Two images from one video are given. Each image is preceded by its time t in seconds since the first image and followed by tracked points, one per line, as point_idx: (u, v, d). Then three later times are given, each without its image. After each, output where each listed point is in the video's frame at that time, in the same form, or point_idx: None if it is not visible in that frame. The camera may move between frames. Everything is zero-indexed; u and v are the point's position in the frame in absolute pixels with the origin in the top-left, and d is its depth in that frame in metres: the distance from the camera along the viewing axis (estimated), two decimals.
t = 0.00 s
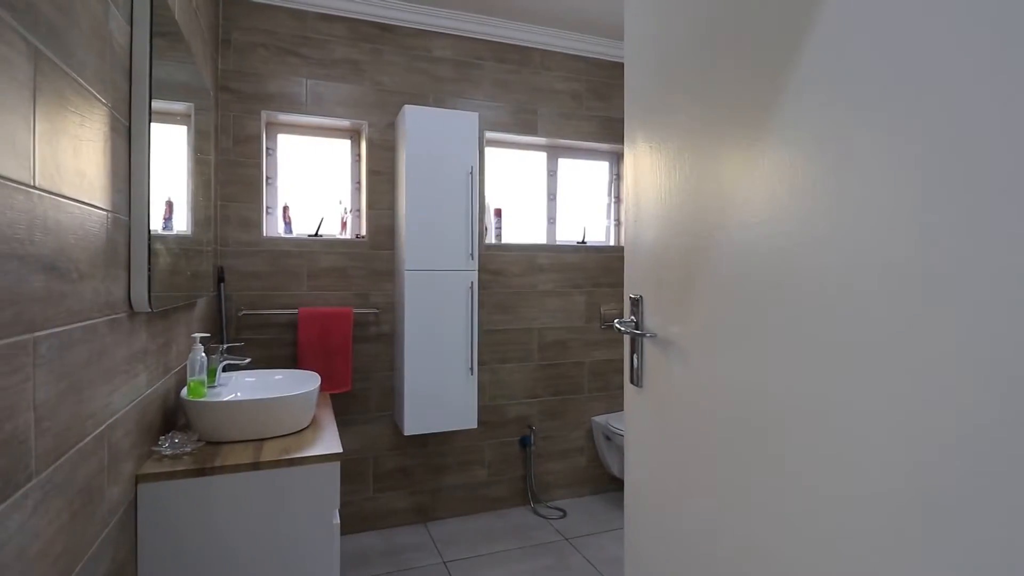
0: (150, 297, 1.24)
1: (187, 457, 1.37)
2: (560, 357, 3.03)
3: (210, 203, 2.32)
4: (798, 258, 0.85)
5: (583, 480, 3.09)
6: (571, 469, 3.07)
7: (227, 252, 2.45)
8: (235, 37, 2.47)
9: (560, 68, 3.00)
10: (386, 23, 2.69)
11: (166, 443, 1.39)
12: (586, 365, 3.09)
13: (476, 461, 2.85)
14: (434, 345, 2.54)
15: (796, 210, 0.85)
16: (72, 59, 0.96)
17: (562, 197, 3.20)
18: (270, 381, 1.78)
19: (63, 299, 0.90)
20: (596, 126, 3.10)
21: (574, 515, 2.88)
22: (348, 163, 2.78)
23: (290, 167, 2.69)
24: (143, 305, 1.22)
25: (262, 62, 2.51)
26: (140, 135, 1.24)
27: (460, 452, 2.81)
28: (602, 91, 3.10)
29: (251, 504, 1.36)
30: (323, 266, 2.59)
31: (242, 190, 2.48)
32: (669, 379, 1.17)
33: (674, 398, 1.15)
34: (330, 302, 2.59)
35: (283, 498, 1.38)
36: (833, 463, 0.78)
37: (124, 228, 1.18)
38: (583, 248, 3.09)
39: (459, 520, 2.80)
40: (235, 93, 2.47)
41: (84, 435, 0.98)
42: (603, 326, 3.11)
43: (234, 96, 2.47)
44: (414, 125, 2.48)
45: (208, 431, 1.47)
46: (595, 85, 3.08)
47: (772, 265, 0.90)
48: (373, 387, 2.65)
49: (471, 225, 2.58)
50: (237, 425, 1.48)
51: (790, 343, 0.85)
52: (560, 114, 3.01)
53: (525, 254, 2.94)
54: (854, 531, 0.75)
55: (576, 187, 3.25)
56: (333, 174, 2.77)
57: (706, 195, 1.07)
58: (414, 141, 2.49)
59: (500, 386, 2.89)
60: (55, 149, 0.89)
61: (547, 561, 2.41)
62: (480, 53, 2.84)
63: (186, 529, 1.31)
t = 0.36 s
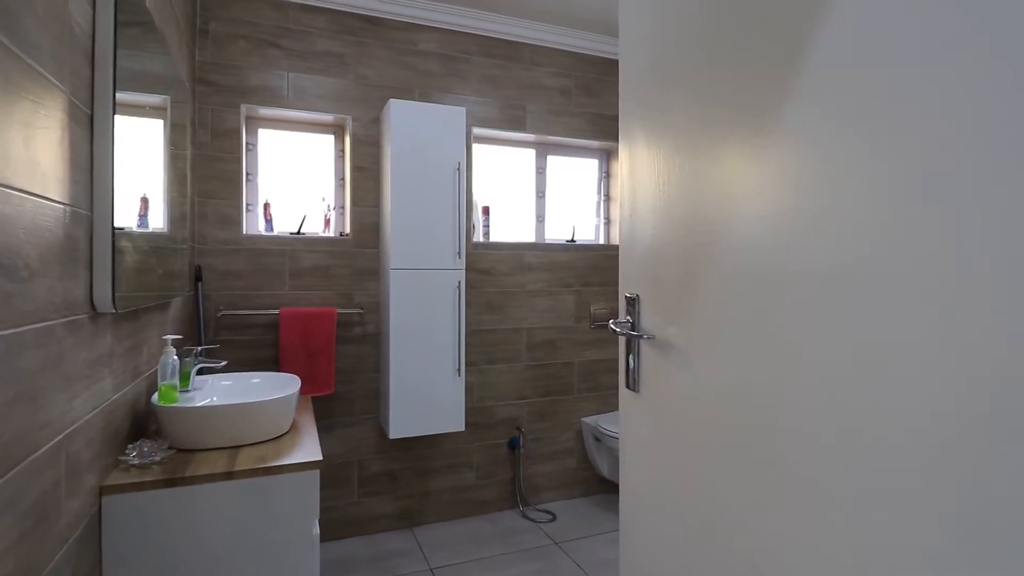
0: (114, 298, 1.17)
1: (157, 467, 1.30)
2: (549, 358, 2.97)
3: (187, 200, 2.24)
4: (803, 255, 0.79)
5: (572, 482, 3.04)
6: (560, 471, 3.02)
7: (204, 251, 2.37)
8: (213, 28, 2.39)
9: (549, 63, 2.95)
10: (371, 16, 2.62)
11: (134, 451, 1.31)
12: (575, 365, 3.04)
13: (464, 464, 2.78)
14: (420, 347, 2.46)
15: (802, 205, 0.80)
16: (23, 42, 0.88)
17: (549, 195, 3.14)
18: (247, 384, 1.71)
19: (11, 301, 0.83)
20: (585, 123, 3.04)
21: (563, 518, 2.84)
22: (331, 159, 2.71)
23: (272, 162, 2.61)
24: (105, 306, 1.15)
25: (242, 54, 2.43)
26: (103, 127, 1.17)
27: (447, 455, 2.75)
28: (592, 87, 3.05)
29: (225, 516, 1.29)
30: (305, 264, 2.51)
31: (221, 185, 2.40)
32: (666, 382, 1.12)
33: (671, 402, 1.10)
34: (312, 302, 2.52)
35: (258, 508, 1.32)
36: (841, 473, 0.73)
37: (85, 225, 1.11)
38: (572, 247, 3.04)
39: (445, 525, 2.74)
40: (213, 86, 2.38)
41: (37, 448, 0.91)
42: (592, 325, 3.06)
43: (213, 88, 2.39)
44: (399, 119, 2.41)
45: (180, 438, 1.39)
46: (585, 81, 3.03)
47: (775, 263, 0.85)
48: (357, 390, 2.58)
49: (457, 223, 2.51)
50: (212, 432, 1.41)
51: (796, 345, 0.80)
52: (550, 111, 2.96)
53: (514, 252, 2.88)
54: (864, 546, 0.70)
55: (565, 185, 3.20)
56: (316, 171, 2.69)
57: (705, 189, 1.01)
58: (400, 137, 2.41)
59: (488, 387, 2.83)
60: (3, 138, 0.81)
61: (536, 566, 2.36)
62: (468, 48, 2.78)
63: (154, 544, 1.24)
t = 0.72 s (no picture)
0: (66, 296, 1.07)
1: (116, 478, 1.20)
2: (539, 358, 2.90)
3: (159, 193, 2.13)
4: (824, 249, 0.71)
5: (562, 485, 2.97)
6: (549, 474, 2.94)
7: (178, 247, 2.26)
8: (188, 13, 2.28)
9: (539, 55, 2.87)
10: (355, 4, 2.52)
11: (91, 462, 1.22)
12: (565, 365, 2.96)
13: (451, 467, 2.70)
14: (406, 347, 2.37)
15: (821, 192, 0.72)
16: None
17: (539, 191, 3.07)
18: (219, 388, 1.62)
19: None
20: (576, 117, 2.97)
21: (553, 522, 2.76)
22: (313, 152, 2.61)
23: (250, 155, 2.51)
24: (55, 306, 1.06)
25: (218, 41, 2.33)
26: (54, 109, 1.07)
27: (434, 458, 2.66)
28: (582, 81, 2.98)
29: (191, 531, 1.19)
30: (285, 261, 2.41)
31: (197, 178, 2.29)
32: (671, 385, 1.04)
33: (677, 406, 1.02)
34: (293, 300, 2.42)
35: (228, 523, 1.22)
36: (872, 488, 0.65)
37: (31, 215, 1.02)
38: (563, 244, 2.96)
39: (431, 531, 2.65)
40: (189, 74, 2.27)
41: None
42: (582, 325, 3.00)
43: (187, 76, 2.28)
44: (384, 110, 2.32)
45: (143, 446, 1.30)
46: (576, 74, 2.96)
47: (792, 260, 0.76)
48: (340, 392, 2.48)
49: (445, 219, 2.43)
50: (179, 439, 1.31)
51: (818, 349, 0.72)
52: (540, 105, 2.88)
53: (502, 249, 2.80)
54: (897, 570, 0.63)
55: (555, 182, 3.12)
56: (297, 164, 2.59)
57: (712, 180, 0.93)
58: (384, 129, 2.32)
59: (476, 388, 2.75)
60: None
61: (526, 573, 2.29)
62: (455, 38, 2.69)
63: (113, 562, 1.14)
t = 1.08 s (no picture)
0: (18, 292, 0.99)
1: (77, 490, 1.11)
2: (533, 358, 2.82)
3: (134, 186, 2.03)
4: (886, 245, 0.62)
5: (556, 488, 2.89)
6: (543, 477, 2.86)
7: (155, 242, 2.15)
8: None
9: (533, 47, 2.79)
10: None
11: (51, 473, 1.12)
12: (559, 365, 2.89)
13: (441, 471, 2.61)
14: (396, 346, 2.28)
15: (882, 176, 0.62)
16: None
17: (531, 187, 2.98)
18: (195, 391, 1.52)
19: None
20: (571, 111, 2.89)
21: (547, 526, 2.69)
22: (298, 145, 2.51)
23: (233, 147, 2.41)
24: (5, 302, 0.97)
25: (198, 27, 2.22)
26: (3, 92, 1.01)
27: (424, 462, 2.57)
28: (577, 74, 2.90)
29: (160, 548, 1.10)
30: (268, 258, 2.31)
31: (175, 170, 2.19)
32: (692, 388, 0.95)
33: (699, 412, 0.93)
34: (276, 299, 2.32)
35: (201, 538, 1.12)
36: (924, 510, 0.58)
37: None
38: (556, 241, 2.88)
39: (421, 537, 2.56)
40: (167, 61, 2.17)
41: None
42: (577, 323, 2.92)
43: (165, 64, 2.17)
44: (373, 100, 2.23)
45: (109, 455, 1.20)
46: (570, 67, 2.88)
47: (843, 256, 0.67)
48: (326, 394, 2.38)
49: (437, 213, 2.34)
50: (148, 447, 1.21)
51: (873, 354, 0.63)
52: (534, 97, 2.80)
53: (495, 246, 2.72)
54: None
55: (548, 177, 3.04)
56: (281, 157, 2.49)
57: (742, 169, 0.83)
58: (373, 119, 2.23)
59: (468, 389, 2.67)
60: None
61: None
62: (446, 28, 2.60)
63: None
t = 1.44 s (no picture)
0: None
1: (42, 505, 1.02)
2: (529, 358, 2.74)
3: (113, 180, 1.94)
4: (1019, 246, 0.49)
5: (552, 493, 2.82)
6: (539, 481, 2.79)
7: (135, 239, 2.06)
8: None
9: (529, 39, 2.72)
10: None
11: (13, 486, 1.03)
12: (557, 366, 2.82)
13: (435, 476, 2.53)
14: (389, 348, 2.20)
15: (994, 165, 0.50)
16: None
17: (527, 183, 2.91)
18: (174, 396, 1.43)
19: None
20: (568, 105, 2.82)
21: (543, 532, 2.61)
22: (287, 138, 2.42)
23: (218, 140, 2.32)
24: None
25: (181, 14, 2.13)
26: None
27: (417, 467, 2.49)
28: (574, 68, 2.83)
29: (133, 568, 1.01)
30: (255, 255, 2.22)
31: (156, 163, 2.09)
32: (734, 399, 0.82)
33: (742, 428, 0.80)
34: (264, 298, 2.23)
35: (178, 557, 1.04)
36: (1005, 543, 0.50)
37: None
38: (553, 239, 2.81)
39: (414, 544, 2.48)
40: (148, 49, 2.07)
41: None
42: (574, 323, 2.85)
43: (146, 52, 2.07)
44: (364, 91, 2.14)
45: (79, 466, 1.12)
46: (567, 60, 2.81)
47: (951, 246, 0.54)
48: (316, 397, 2.30)
49: (430, 209, 2.26)
50: (121, 457, 1.13)
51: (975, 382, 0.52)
52: (530, 91, 2.72)
53: (490, 244, 2.64)
54: None
55: (544, 173, 2.97)
56: (268, 151, 2.40)
57: (806, 149, 0.70)
58: (364, 111, 2.15)
59: (462, 392, 2.59)
60: None
61: None
62: (440, 18, 2.52)
63: None
